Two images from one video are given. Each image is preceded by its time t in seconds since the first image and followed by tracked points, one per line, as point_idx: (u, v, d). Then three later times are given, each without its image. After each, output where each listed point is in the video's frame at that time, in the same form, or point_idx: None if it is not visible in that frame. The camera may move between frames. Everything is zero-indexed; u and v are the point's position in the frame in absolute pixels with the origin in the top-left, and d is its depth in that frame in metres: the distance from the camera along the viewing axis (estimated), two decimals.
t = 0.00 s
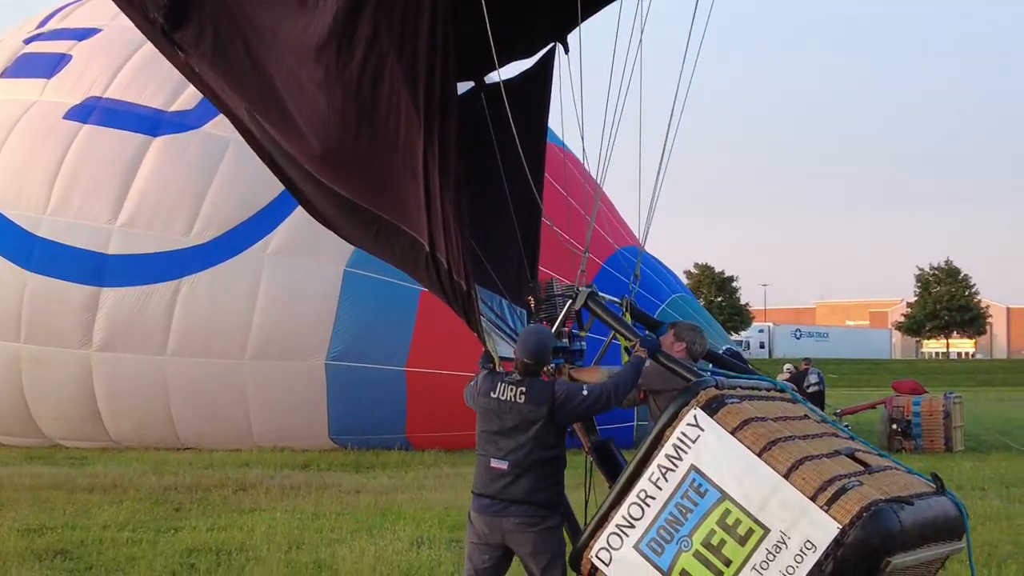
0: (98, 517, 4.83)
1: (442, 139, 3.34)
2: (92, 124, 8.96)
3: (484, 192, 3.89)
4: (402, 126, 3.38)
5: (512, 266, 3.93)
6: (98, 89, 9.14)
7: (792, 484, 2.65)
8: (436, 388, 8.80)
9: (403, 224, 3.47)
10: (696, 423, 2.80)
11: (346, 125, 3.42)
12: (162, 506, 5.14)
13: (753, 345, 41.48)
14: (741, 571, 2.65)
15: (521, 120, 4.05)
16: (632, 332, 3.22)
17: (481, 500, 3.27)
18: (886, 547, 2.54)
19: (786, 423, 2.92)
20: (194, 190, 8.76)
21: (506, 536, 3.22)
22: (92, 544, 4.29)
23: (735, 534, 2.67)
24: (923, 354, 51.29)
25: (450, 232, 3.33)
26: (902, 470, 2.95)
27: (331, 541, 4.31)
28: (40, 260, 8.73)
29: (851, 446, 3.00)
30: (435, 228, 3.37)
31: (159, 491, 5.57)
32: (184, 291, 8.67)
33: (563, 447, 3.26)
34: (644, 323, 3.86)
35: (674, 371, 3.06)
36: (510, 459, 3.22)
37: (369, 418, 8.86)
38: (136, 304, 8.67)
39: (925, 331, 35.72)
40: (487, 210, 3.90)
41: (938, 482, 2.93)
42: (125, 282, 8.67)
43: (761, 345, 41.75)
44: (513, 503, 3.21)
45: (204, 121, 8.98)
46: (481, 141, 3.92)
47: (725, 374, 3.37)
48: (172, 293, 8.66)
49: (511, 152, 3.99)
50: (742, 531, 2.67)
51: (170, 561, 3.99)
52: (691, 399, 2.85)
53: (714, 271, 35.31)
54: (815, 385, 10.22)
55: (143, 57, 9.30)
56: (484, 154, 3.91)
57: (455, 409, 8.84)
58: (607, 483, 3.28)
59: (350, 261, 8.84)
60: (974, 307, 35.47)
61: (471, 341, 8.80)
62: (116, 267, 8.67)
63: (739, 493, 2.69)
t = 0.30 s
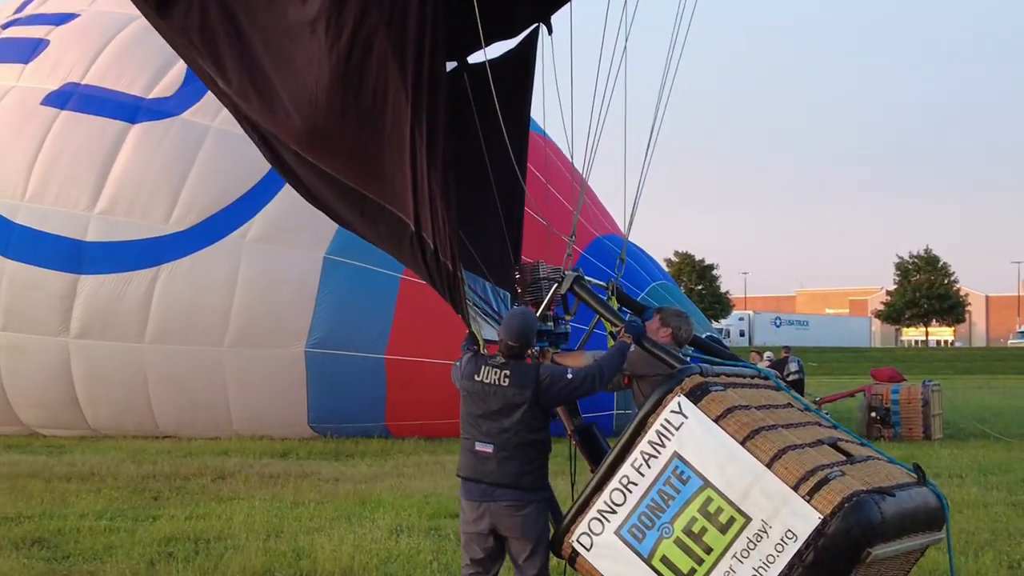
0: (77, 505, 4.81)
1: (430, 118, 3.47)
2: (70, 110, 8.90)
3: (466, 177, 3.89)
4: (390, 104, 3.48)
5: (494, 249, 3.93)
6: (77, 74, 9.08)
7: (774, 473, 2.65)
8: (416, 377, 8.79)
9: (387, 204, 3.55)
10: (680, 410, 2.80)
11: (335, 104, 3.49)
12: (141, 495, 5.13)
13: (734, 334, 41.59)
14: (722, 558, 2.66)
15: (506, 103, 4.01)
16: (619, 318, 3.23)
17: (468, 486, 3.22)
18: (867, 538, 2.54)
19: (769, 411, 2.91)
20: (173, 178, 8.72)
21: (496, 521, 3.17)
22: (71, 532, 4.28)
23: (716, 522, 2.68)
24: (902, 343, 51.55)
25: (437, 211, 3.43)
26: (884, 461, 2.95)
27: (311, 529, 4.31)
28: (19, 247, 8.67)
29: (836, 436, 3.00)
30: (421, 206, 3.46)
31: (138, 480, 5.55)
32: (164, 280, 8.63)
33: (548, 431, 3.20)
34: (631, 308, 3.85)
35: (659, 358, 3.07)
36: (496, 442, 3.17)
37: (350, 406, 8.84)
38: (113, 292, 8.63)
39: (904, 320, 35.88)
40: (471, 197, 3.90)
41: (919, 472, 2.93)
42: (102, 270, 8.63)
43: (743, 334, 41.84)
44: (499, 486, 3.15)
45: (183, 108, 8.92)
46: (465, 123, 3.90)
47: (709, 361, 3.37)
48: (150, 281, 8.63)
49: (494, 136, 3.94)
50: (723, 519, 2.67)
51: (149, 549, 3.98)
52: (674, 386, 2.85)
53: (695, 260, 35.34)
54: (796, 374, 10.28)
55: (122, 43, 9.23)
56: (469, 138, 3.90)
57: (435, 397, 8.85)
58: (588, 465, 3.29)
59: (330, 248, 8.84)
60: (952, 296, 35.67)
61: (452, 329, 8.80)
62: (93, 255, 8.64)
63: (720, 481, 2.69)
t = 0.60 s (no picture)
0: (54, 500, 4.79)
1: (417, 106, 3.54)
2: (48, 103, 8.81)
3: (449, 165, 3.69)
4: (377, 93, 3.52)
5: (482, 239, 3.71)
6: (54, 69, 8.97)
7: (755, 469, 2.65)
8: (395, 370, 8.79)
9: (372, 191, 3.58)
10: (663, 404, 2.79)
11: (321, 91, 3.47)
12: (119, 489, 5.11)
13: (714, 328, 41.60)
14: (702, 553, 2.66)
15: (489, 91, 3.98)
16: (603, 310, 3.24)
17: (444, 480, 3.21)
18: (847, 533, 2.55)
19: (753, 406, 2.91)
20: (153, 170, 8.67)
21: (474, 514, 3.16)
22: (49, 527, 4.26)
23: (698, 516, 2.69)
24: (882, 336, 51.80)
25: (421, 198, 3.54)
26: (865, 456, 2.96)
27: (289, 524, 4.30)
28: None
29: (818, 430, 3.01)
30: (405, 193, 3.55)
31: (116, 475, 5.53)
32: (146, 272, 8.60)
33: (524, 424, 3.21)
34: (615, 299, 3.81)
35: (642, 350, 3.05)
36: (473, 435, 3.16)
37: (329, 400, 8.83)
38: (90, 286, 8.60)
39: (884, 314, 36.01)
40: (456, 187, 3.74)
41: (900, 468, 2.94)
42: (79, 263, 8.59)
43: (723, 327, 41.86)
44: (475, 479, 3.15)
45: (162, 101, 8.87)
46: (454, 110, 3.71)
47: (692, 354, 3.37)
48: (130, 274, 8.59)
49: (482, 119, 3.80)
50: (704, 513, 2.68)
51: (127, 544, 3.96)
52: (657, 379, 2.84)
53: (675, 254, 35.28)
54: (777, 367, 10.32)
55: (101, 35, 9.13)
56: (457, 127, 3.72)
57: (415, 391, 8.87)
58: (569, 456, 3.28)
59: (309, 242, 8.82)
60: (932, 289, 35.68)
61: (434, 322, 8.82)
62: (71, 248, 8.60)
63: (702, 476, 2.69)
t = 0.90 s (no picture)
0: (35, 497, 4.77)
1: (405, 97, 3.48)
2: (29, 98, 8.76)
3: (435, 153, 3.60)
4: (366, 84, 3.48)
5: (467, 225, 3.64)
6: (35, 64, 8.91)
7: (737, 466, 2.67)
8: (378, 366, 8.80)
9: (358, 182, 3.54)
10: (646, 400, 2.80)
11: (313, 80, 3.47)
12: (101, 486, 5.10)
13: (694, 324, 41.66)
14: (683, 548, 2.68)
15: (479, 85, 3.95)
16: (586, 305, 3.22)
17: (427, 475, 3.21)
18: (827, 529, 2.56)
19: (735, 402, 2.93)
20: (136, 164, 8.65)
21: (457, 509, 3.17)
22: (31, 524, 4.24)
23: (679, 512, 2.70)
24: (862, 332, 51.99)
25: (409, 191, 3.46)
26: (846, 452, 2.98)
27: (271, 520, 4.30)
28: None
29: (800, 427, 3.03)
30: (393, 186, 3.48)
31: (97, 471, 5.52)
32: (129, 266, 8.56)
33: (507, 419, 3.21)
34: (598, 293, 3.80)
35: (625, 346, 3.03)
36: (456, 432, 3.17)
37: (311, 396, 8.83)
38: (72, 281, 8.56)
39: (863, 310, 36.18)
40: (442, 175, 3.61)
41: (881, 465, 2.96)
42: (61, 258, 8.56)
43: (704, 322, 41.95)
44: (458, 474, 3.16)
45: (143, 96, 8.85)
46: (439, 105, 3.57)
47: (676, 349, 3.38)
48: (112, 268, 8.55)
49: (476, 118, 3.61)
50: (685, 509, 2.69)
51: (109, 541, 3.95)
52: (641, 376, 2.85)
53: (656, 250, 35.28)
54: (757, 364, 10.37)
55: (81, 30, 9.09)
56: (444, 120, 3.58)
57: (400, 385, 8.88)
58: (552, 449, 3.31)
59: (292, 238, 8.80)
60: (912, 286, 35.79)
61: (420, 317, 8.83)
62: (52, 243, 8.57)
63: (684, 472, 2.70)
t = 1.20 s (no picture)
0: (21, 496, 4.76)
1: (400, 92, 3.44)
2: (14, 95, 8.70)
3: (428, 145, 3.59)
4: (360, 78, 3.45)
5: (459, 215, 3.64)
6: (20, 61, 8.84)
7: (726, 465, 2.67)
8: (368, 362, 8.79)
9: (348, 178, 3.51)
10: (637, 398, 2.81)
11: (307, 74, 3.43)
12: (87, 485, 5.09)
13: (682, 321, 41.68)
14: (673, 548, 2.69)
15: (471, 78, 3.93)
16: (577, 303, 3.19)
17: (418, 475, 3.21)
18: (816, 530, 2.56)
19: (726, 401, 2.93)
20: (122, 160, 8.59)
21: (449, 507, 3.17)
22: (18, 523, 4.23)
23: (669, 510, 2.71)
24: (849, 330, 52.16)
25: (400, 185, 3.43)
26: (835, 452, 2.99)
27: (258, 519, 4.30)
28: None
29: (790, 427, 3.03)
30: (385, 181, 3.45)
31: (83, 470, 5.52)
32: (118, 262, 8.53)
33: (497, 418, 3.21)
34: (591, 291, 3.80)
35: (617, 344, 3.03)
36: (446, 433, 3.17)
37: (297, 395, 8.84)
38: (59, 278, 8.53)
39: (850, 308, 36.25)
40: (438, 166, 3.62)
41: (870, 465, 2.96)
42: (48, 255, 8.52)
43: (691, 320, 42.00)
44: (450, 473, 3.16)
45: (130, 93, 8.80)
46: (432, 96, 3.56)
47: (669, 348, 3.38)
48: (99, 265, 8.53)
49: (471, 108, 3.59)
50: (676, 508, 2.70)
51: (96, 540, 3.94)
52: (632, 373, 2.86)
53: (642, 248, 35.19)
54: (743, 361, 10.38)
55: (67, 25, 9.00)
56: (438, 113, 3.57)
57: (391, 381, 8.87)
58: (542, 446, 3.30)
59: (277, 238, 8.79)
60: (898, 284, 35.90)
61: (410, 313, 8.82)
62: (39, 240, 8.53)
63: (675, 471, 2.71)
